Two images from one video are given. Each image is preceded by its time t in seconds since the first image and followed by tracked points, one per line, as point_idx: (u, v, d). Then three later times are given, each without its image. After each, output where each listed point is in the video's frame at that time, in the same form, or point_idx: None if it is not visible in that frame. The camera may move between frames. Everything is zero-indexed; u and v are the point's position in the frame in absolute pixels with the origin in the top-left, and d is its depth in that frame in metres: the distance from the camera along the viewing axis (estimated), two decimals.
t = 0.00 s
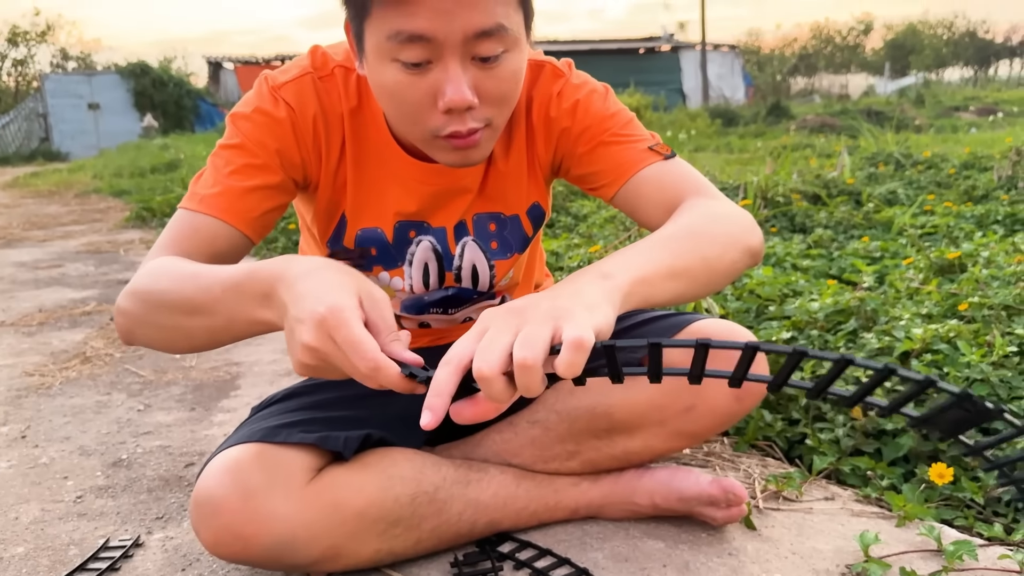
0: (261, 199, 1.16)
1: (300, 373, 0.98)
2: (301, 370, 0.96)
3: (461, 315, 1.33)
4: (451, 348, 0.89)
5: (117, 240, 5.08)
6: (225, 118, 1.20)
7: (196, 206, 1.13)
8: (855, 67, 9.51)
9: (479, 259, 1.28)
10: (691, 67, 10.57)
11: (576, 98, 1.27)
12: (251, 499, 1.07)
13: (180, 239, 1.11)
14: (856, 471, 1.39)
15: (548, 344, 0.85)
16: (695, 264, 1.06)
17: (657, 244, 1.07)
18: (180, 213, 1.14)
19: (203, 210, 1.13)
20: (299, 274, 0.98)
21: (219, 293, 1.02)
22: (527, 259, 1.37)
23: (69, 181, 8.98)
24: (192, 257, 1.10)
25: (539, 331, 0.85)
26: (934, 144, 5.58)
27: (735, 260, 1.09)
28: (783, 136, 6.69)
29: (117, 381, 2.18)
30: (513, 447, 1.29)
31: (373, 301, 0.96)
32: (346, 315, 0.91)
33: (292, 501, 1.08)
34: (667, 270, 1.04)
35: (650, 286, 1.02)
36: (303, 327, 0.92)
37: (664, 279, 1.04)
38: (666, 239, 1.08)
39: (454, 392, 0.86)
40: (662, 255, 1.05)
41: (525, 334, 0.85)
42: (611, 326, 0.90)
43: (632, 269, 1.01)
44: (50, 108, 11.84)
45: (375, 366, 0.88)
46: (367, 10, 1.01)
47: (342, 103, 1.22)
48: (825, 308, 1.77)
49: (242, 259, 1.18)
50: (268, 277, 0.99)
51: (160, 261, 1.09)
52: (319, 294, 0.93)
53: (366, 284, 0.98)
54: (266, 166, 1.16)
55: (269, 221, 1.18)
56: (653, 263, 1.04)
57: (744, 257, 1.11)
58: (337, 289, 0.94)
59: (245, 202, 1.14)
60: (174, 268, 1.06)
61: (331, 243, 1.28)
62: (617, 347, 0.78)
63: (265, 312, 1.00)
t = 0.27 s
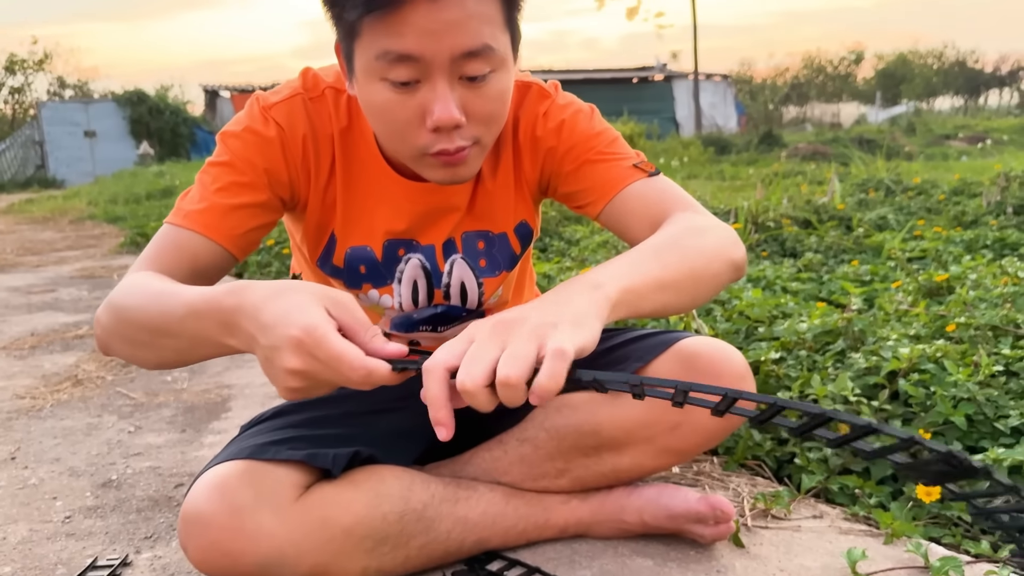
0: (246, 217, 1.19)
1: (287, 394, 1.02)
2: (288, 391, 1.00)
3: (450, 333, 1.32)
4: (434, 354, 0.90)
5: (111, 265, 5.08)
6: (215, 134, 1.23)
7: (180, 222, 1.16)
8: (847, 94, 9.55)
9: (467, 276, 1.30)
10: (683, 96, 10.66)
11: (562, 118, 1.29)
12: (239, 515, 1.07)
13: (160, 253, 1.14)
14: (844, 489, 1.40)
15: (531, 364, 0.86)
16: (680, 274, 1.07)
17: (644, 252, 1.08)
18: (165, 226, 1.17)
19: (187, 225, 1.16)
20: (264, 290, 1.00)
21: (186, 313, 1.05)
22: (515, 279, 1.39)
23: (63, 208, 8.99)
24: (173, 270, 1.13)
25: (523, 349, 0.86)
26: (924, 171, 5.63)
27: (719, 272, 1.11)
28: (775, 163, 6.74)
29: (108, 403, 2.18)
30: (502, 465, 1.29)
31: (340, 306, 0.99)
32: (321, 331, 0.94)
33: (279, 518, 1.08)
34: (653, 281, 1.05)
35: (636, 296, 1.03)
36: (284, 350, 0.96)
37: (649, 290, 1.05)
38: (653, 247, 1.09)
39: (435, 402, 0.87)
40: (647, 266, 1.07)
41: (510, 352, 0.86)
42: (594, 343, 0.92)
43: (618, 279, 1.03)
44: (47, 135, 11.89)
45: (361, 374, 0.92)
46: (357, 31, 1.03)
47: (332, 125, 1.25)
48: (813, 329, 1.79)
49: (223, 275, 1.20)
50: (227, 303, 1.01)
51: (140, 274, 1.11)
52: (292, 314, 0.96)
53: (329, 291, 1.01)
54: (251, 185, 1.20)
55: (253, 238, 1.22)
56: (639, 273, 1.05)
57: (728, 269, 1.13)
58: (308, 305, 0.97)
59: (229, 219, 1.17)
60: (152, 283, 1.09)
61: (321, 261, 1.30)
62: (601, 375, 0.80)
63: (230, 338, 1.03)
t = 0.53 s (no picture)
0: (235, 232, 1.21)
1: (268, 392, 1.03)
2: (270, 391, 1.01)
3: (441, 356, 1.32)
4: (413, 389, 0.93)
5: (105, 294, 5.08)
6: (209, 153, 1.26)
7: (169, 233, 1.19)
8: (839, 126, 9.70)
9: (459, 300, 1.31)
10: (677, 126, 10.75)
11: (552, 145, 1.30)
12: (228, 537, 1.07)
13: (150, 262, 1.16)
14: (837, 513, 1.40)
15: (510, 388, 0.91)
16: (652, 307, 1.11)
17: (618, 288, 1.12)
18: (153, 237, 1.20)
19: (176, 237, 1.18)
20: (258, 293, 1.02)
21: (180, 310, 1.07)
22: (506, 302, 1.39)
23: (59, 237, 8.99)
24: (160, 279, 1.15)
25: (502, 375, 0.91)
26: (916, 200, 5.66)
27: (696, 304, 1.13)
28: (769, 192, 6.78)
29: (100, 430, 2.18)
30: (494, 488, 1.29)
31: (331, 317, 1.00)
32: (307, 342, 0.95)
33: (269, 540, 1.08)
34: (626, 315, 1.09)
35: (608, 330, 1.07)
36: (269, 354, 0.97)
37: (620, 322, 1.09)
38: (627, 283, 1.13)
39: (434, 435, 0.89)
40: (620, 302, 1.10)
41: (493, 380, 0.90)
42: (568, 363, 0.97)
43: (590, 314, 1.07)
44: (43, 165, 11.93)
45: (337, 396, 0.93)
46: (348, 56, 1.04)
47: (324, 147, 1.28)
48: (805, 353, 1.80)
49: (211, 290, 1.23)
50: (227, 297, 1.03)
51: (128, 279, 1.14)
52: (281, 319, 0.97)
53: (322, 299, 1.02)
54: (242, 202, 1.22)
55: (242, 255, 1.24)
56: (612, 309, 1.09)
57: (706, 302, 1.15)
58: (299, 312, 0.98)
59: (216, 232, 1.19)
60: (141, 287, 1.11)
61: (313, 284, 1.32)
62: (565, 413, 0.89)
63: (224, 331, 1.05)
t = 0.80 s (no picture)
0: (230, 241, 1.22)
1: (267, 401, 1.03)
2: (269, 398, 1.01)
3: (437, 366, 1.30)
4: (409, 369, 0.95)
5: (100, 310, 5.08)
6: (205, 162, 1.27)
7: (165, 241, 1.20)
8: (833, 144, 9.79)
9: (454, 310, 1.32)
10: (672, 143, 10.80)
11: (546, 157, 1.32)
12: (221, 546, 1.08)
13: (144, 269, 1.17)
14: (830, 523, 1.40)
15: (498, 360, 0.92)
16: (644, 317, 1.11)
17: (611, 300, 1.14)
18: (148, 244, 1.21)
19: (171, 244, 1.19)
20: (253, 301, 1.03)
21: (172, 321, 1.08)
22: (501, 314, 1.40)
23: (56, 254, 9.00)
24: (153, 286, 1.16)
25: (490, 346, 0.93)
26: (909, 215, 5.70)
27: (688, 315, 1.14)
28: (763, 208, 6.82)
29: (95, 443, 2.18)
30: (488, 498, 1.29)
31: (330, 322, 1.02)
32: (306, 343, 0.96)
33: (262, 549, 1.09)
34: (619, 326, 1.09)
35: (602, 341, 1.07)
36: (268, 358, 0.98)
37: (613, 332, 1.09)
38: (621, 296, 1.14)
39: (416, 400, 0.90)
40: (613, 313, 1.11)
41: (477, 346, 0.92)
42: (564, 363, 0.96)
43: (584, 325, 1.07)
44: (40, 182, 11.94)
45: (339, 389, 0.94)
46: (345, 67, 1.06)
47: (320, 158, 1.29)
48: (798, 364, 1.81)
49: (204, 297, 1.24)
50: (222, 305, 1.04)
51: (122, 286, 1.14)
52: (279, 323, 0.99)
53: (319, 304, 1.03)
54: (237, 211, 1.23)
55: (236, 263, 1.25)
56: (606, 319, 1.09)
57: (698, 312, 1.16)
58: (295, 315, 0.99)
59: (212, 241, 1.21)
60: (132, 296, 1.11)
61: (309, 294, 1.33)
62: (545, 391, 0.86)
63: (218, 342, 1.06)
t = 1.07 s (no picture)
0: (224, 250, 1.23)
1: (268, 396, 1.04)
2: (268, 390, 1.02)
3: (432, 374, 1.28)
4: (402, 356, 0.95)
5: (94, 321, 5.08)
6: (199, 172, 1.28)
7: (159, 251, 1.20)
8: (827, 157, 9.86)
9: (447, 317, 1.31)
10: (667, 156, 10.84)
11: (538, 164, 1.33)
12: (212, 553, 1.08)
13: (140, 280, 1.17)
14: (821, 530, 1.40)
15: (486, 350, 0.91)
16: (635, 319, 1.12)
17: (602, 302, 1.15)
18: (142, 254, 1.21)
19: (166, 255, 1.20)
20: (265, 300, 1.06)
21: (180, 326, 1.09)
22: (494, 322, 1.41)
23: (50, 266, 8.99)
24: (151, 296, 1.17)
25: (481, 336, 0.92)
26: (902, 227, 5.72)
27: (680, 317, 1.15)
28: (757, 220, 6.84)
29: (88, 453, 2.17)
30: (480, 505, 1.30)
31: (331, 316, 1.03)
32: (303, 325, 0.99)
33: (253, 556, 1.09)
34: (612, 327, 1.10)
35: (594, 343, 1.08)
36: (266, 343, 1.00)
37: (606, 334, 1.10)
38: (613, 298, 1.15)
39: (404, 384, 0.91)
40: (605, 314, 1.12)
41: (466, 336, 0.92)
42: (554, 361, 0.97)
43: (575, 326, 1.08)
44: (36, 195, 11.94)
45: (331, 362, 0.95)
46: (339, 75, 1.06)
47: (314, 167, 1.30)
48: (789, 373, 1.81)
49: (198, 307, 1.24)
50: (233, 306, 1.08)
51: (121, 297, 1.15)
52: (282, 311, 1.02)
53: (322, 301, 1.05)
54: (231, 221, 1.24)
55: (230, 273, 1.26)
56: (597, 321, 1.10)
57: (690, 315, 1.17)
58: (300, 307, 1.02)
59: (207, 250, 1.21)
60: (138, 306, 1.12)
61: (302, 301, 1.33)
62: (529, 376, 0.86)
63: (227, 346, 1.07)
